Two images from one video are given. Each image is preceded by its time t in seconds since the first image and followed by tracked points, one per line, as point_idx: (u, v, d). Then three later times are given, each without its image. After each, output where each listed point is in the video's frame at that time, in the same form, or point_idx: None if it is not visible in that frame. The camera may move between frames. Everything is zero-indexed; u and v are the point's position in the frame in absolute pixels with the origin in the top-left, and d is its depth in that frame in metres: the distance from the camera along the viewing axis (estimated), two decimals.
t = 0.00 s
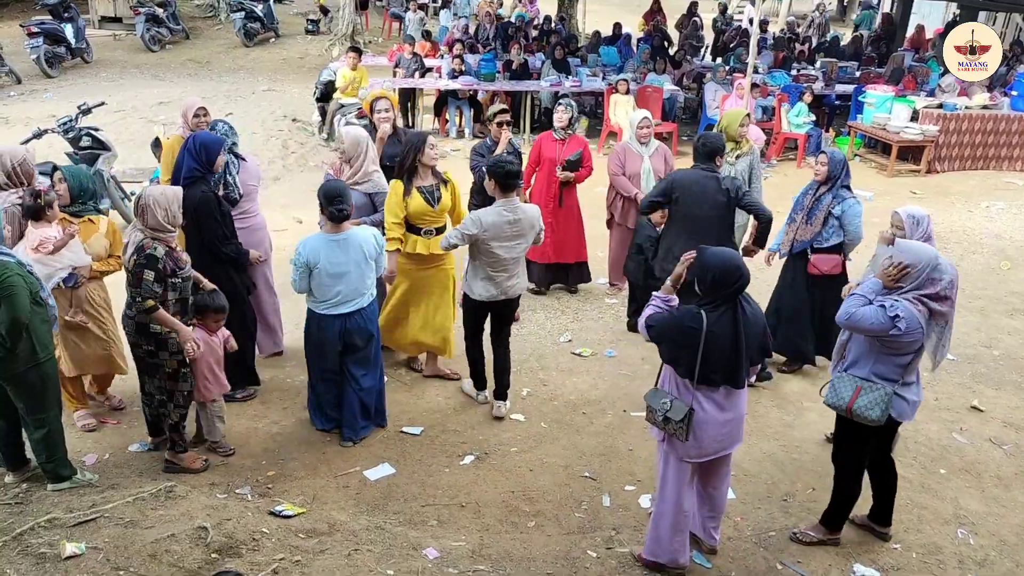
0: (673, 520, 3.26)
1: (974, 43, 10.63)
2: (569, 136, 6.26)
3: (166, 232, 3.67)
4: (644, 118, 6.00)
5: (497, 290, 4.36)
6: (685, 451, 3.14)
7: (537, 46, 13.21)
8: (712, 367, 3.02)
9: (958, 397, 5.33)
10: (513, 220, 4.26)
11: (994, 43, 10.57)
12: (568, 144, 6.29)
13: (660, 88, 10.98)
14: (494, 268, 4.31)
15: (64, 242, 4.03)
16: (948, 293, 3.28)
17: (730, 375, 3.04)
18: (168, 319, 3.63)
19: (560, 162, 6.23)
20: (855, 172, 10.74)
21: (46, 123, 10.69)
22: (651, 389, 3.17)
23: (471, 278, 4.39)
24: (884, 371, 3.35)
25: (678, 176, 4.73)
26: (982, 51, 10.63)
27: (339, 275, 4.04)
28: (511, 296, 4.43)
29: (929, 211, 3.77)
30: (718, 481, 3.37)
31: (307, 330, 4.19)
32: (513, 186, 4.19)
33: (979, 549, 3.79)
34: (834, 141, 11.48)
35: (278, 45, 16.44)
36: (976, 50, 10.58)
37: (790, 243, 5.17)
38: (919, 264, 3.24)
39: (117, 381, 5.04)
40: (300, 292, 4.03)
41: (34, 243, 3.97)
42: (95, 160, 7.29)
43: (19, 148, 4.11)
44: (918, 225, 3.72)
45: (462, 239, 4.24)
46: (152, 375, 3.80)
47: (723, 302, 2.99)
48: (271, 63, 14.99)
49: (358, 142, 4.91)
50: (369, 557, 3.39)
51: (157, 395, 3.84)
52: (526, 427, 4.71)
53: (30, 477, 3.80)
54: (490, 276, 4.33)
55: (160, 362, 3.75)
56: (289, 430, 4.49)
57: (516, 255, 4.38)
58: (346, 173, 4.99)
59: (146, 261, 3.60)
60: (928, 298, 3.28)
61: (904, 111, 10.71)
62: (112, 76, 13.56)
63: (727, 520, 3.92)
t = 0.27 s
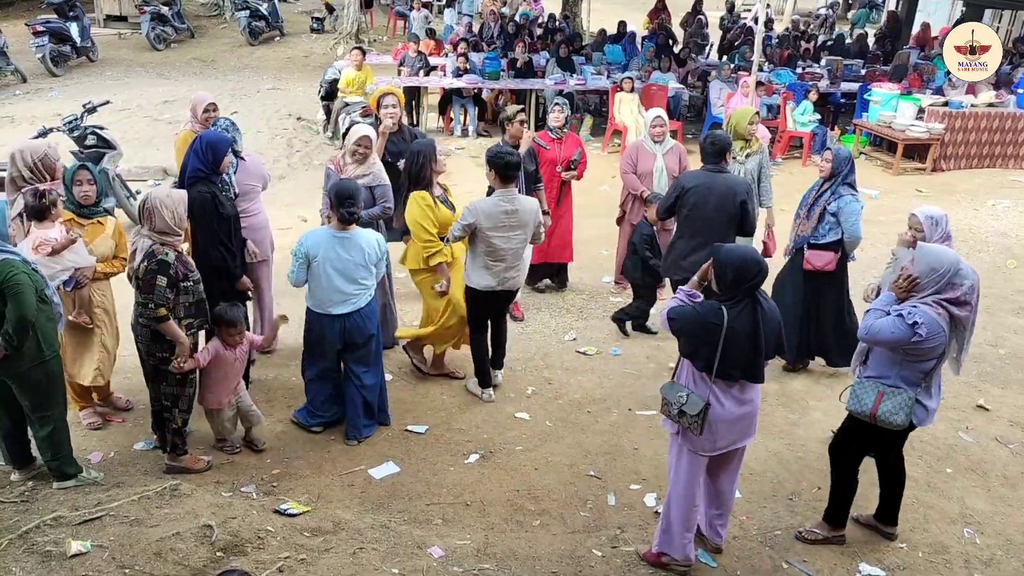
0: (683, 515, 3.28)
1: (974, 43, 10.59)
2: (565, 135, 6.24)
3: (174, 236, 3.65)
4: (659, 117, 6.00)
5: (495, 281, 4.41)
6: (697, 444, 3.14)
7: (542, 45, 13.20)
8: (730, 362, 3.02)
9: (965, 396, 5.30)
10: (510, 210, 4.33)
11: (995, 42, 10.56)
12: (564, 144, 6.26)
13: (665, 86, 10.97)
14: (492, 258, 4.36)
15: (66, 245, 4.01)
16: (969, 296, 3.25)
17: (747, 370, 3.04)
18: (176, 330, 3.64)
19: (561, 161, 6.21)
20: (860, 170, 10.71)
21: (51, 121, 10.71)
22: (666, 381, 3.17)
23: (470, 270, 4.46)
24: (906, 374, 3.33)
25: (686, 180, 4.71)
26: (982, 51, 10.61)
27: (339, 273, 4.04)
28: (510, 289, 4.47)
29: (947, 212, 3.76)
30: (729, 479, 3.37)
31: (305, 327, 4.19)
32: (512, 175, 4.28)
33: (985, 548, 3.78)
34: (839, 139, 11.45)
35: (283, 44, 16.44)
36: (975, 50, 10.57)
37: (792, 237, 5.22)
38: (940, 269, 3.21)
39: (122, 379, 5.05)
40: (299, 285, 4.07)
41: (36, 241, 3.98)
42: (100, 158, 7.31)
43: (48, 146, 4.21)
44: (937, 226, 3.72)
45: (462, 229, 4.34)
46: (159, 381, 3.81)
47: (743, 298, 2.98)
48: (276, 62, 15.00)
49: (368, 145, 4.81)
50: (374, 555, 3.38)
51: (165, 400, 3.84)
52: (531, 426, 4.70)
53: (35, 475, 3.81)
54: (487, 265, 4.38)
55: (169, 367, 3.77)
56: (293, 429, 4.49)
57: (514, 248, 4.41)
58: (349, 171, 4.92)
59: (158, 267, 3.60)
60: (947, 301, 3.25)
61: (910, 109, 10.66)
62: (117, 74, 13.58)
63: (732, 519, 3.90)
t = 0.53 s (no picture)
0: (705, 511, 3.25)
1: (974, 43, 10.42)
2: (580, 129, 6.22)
3: (188, 232, 3.66)
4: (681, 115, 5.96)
5: (513, 274, 4.51)
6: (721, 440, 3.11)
7: (553, 40, 13.15)
8: (761, 357, 2.98)
9: (980, 393, 5.25)
10: (522, 205, 4.37)
11: (993, 44, 10.35)
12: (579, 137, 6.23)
13: (677, 81, 10.92)
14: (507, 253, 4.44)
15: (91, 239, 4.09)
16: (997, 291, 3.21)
17: (777, 364, 2.98)
18: (208, 322, 3.70)
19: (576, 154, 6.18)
20: (874, 165, 10.63)
21: (63, 117, 10.76)
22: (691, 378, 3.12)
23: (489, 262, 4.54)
24: (935, 370, 3.29)
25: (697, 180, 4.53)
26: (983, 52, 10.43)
27: (327, 265, 4.05)
28: (527, 279, 4.59)
29: (964, 211, 3.70)
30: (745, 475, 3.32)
31: (291, 313, 4.19)
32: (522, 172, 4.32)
33: (1001, 547, 3.74)
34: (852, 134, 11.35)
35: (294, 39, 16.45)
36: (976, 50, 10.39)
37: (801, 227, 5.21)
38: (970, 266, 3.17)
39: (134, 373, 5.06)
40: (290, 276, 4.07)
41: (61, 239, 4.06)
42: (113, 154, 7.33)
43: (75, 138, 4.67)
44: (957, 225, 3.65)
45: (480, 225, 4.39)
46: (177, 378, 3.80)
47: (772, 292, 2.95)
48: (287, 57, 15.01)
49: (362, 148, 4.68)
50: (386, 551, 3.38)
51: (182, 398, 3.83)
52: (542, 422, 4.69)
53: (49, 469, 3.83)
54: (504, 261, 4.47)
55: (188, 364, 3.79)
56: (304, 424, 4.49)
57: (529, 240, 4.48)
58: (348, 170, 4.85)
59: (188, 264, 3.60)
60: (975, 297, 3.20)
61: (924, 104, 10.56)
62: (129, 70, 13.62)
63: (745, 517, 3.88)
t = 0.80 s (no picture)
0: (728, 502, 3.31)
1: (974, 42, 10.11)
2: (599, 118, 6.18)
3: (206, 224, 3.68)
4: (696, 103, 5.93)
5: (532, 257, 4.51)
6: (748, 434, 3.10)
7: (568, 30, 13.09)
8: (785, 349, 2.96)
9: (996, 386, 5.21)
10: (540, 186, 4.38)
11: (994, 43, 10.10)
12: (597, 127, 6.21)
13: (692, 71, 10.85)
14: (527, 237, 4.45)
15: (120, 234, 4.16)
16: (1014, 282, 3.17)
17: (799, 353, 2.98)
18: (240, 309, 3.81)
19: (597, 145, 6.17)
20: (891, 156, 10.53)
21: (80, 107, 10.82)
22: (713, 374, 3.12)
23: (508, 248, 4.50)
24: (960, 367, 3.23)
25: (710, 170, 4.45)
26: (982, 51, 10.14)
27: (319, 254, 4.11)
28: (545, 261, 4.58)
29: (978, 198, 3.69)
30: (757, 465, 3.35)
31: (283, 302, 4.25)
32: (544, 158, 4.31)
33: (1017, 540, 3.71)
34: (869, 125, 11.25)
35: (308, 30, 16.45)
36: (975, 49, 10.06)
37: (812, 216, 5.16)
38: (989, 259, 3.11)
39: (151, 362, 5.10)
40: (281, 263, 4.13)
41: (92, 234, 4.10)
42: (129, 144, 7.38)
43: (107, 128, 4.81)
44: (967, 212, 3.64)
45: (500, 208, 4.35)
46: (199, 370, 3.84)
47: (794, 282, 2.94)
48: (302, 48, 15.03)
49: (362, 132, 4.73)
50: (399, 540, 3.40)
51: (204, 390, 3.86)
52: (555, 412, 4.69)
53: (67, 457, 3.87)
54: (523, 244, 4.47)
55: (211, 357, 3.83)
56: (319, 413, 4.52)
57: (544, 221, 4.49)
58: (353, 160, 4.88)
59: (212, 257, 3.64)
60: (995, 289, 3.15)
61: (943, 94, 10.45)
62: (145, 60, 13.68)
63: (758, 508, 3.87)
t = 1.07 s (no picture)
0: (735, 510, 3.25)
1: (974, 43, 10.18)
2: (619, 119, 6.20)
3: (208, 214, 3.69)
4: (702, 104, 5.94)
5: (537, 266, 4.47)
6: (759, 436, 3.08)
7: (576, 29, 13.08)
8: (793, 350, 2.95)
9: (1005, 387, 5.18)
10: (552, 197, 4.35)
11: (994, 44, 10.17)
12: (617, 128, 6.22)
13: (701, 71, 10.82)
14: (533, 245, 4.41)
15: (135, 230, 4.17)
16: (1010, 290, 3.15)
17: (805, 354, 2.97)
18: (241, 305, 3.79)
19: (614, 146, 6.19)
20: (900, 156, 10.48)
21: (90, 106, 10.86)
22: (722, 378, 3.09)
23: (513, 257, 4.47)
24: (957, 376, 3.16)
25: (718, 181, 4.34)
26: (982, 51, 10.18)
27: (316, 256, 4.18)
28: (551, 271, 4.54)
29: (974, 198, 3.71)
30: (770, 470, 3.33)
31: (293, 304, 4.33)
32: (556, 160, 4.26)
33: None
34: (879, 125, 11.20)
35: (317, 28, 16.47)
36: (976, 49, 10.11)
37: (828, 221, 5.09)
38: (986, 264, 3.09)
39: (159, 360, 5.12)
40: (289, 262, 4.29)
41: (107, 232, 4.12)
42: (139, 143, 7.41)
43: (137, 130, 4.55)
44: (962, 212, 3.66)
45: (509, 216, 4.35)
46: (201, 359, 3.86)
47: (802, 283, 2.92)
48: (310, 46, 15.06)
49: (368, 137, 4.74)
50: (406, 538, 3.40)
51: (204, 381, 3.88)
52: (562, 412, 4.69)
53: (76, 454, 3.89)
54: (529, 252, 4.43)
55: (211, 347, 3.84)
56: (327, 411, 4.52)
57: (554, 232, 4.44)
58: (361, 167, 4.84)
59: (212, 246, 3.64)
60: (992, 296, 3.12)
61: (952, 94, 10.40)
62: (154, 59, 13.73)
63: (766, 509, 3.86)
